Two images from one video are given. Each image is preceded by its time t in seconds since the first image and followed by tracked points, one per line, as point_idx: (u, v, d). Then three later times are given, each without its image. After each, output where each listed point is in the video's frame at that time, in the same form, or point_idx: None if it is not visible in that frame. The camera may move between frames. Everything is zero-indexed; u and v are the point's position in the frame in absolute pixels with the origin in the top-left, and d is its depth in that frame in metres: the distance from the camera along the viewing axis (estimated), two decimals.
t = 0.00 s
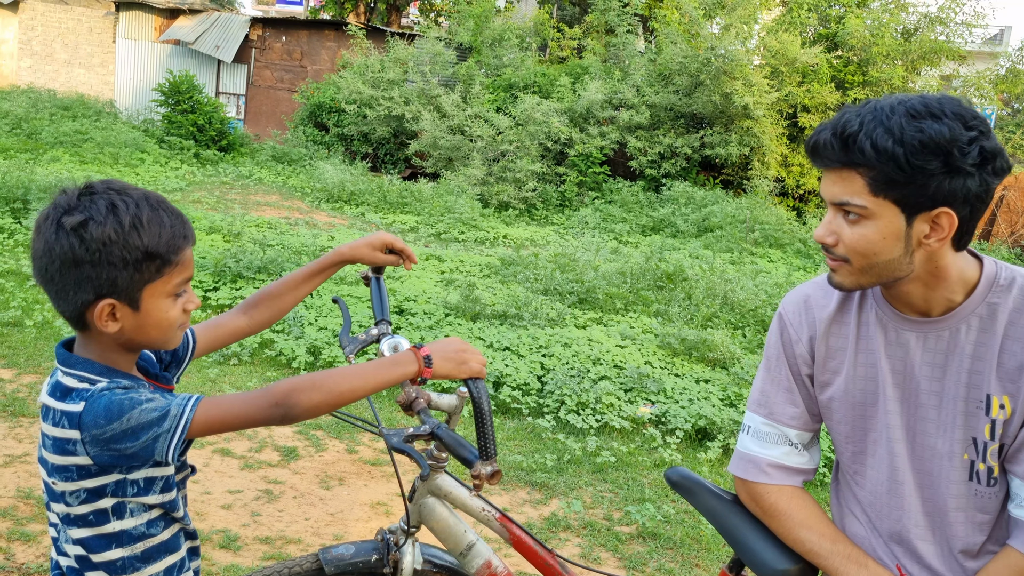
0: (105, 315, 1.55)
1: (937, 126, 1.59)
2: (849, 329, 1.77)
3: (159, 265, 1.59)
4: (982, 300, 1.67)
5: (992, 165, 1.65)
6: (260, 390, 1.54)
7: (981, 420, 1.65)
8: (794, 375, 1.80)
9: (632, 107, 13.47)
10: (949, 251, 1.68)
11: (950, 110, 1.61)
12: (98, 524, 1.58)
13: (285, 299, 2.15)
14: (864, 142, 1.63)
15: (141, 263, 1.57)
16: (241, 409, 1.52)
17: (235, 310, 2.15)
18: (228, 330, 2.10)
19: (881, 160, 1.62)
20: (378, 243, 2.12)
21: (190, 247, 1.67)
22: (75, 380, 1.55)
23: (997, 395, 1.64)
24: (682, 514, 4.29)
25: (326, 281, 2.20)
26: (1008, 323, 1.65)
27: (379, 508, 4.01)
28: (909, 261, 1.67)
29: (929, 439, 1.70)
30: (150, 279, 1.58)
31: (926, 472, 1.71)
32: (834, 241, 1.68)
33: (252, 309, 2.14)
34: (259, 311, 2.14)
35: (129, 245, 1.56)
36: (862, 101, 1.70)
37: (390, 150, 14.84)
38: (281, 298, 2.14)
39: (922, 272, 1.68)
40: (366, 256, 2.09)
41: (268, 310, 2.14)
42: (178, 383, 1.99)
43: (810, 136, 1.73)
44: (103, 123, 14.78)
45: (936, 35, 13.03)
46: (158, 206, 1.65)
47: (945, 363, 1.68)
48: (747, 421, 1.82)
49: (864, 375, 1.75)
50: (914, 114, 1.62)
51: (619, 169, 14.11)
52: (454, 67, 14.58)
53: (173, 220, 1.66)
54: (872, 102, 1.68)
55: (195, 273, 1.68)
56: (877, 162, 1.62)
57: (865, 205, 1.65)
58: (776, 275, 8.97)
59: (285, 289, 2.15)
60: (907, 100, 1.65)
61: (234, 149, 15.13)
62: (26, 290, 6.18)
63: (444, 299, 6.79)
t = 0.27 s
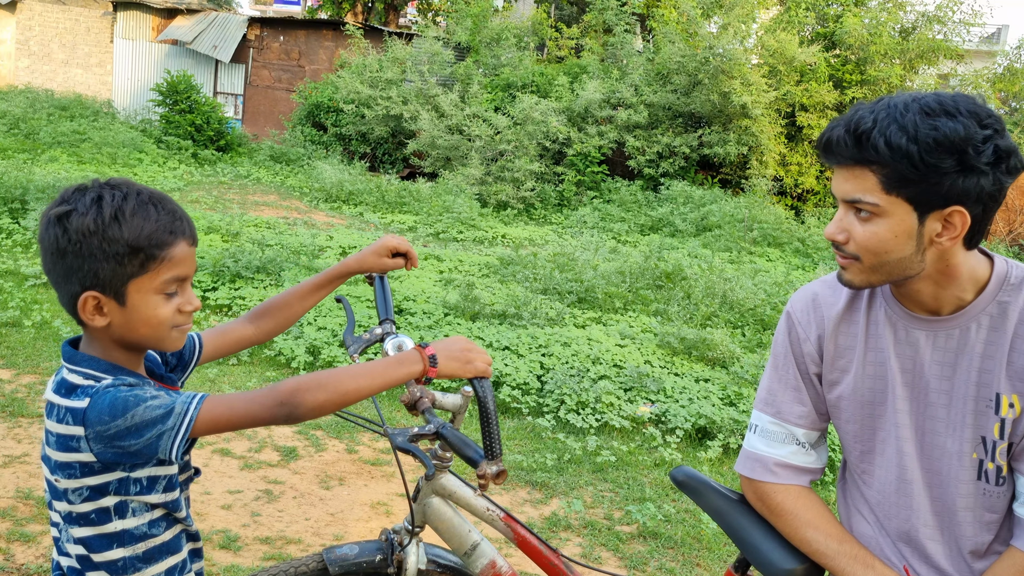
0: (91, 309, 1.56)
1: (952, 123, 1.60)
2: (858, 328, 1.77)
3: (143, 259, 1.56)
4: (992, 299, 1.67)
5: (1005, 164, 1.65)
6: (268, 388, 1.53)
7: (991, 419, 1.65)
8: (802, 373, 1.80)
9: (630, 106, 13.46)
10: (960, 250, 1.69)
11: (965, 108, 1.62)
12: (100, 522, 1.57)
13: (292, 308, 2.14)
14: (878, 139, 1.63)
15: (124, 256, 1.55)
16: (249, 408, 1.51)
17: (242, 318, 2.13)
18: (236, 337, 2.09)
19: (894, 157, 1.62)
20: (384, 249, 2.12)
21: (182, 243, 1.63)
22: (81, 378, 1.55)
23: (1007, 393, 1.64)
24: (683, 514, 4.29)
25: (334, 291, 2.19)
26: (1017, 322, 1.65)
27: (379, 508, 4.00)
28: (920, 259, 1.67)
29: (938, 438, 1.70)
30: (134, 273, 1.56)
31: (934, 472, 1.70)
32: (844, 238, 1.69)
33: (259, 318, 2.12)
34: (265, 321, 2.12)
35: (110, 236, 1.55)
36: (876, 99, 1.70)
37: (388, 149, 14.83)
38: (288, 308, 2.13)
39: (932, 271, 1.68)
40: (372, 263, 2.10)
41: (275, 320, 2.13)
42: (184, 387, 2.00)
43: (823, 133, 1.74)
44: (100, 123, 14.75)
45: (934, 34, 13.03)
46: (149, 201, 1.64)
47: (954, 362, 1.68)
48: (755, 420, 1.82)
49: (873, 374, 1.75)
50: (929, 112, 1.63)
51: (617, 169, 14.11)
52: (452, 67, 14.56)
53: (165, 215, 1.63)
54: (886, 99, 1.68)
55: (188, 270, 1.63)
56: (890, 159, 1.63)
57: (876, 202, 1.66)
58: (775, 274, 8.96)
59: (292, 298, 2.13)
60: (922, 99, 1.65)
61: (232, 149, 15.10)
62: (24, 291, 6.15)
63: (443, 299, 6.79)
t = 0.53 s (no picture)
0: (67, 301, 1.61)
1: (960, 123, 1.60)
2: (861, 327, 1.77)
3: (96, 253, 1.57)
4: (996, 298, 1.67)
5: (1012, 164, 1.65)
6: (271, 389, 1.53)
7: (993, 418, 1.65)
8: (805, 373, 1.80)
9: (627, 106, 13.47)
10: (965, 249, 1.69)
11: (973, 108, 1.62)
12: (95, 519, 1.56)
13: (299, 316, 2.13)
14: (885, 136, 1.63)
15: (83, 251, 1.58)
16: (252, 409, 1.51)
17: (251, 325, 2.13)
18: (246, 344, 2.08)
19: (901, 156, 1.62)
20: (387, 251, 2.12)
21: (147, 245, 1.59)
22: (85, 371, 1.55)
23: (1009, 393, 1.63)
24: (681, 513, 4.29)
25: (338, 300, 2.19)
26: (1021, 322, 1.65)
27: (377, 508, 3.99)
28: (924, 258, 1.67)
29: (940, 438, 1.70)
30: (89, 267, 1.57)
31: (935, 471, 1.70)
32: (849, 236, 1.69)
33: (268, 325, 2.12)
34: (274, 328, 2.12)
35: (74, 229, 1.61)
36: (884, 96, 1.70)
37: (385, 149, 14.81)
38: (296, 315, 2.12)
39: (937, 270, 1.68)
40: (374, 267, 2.10)
41: (283, 327, 2.12)
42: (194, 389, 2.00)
43: (830, 130, 1.74)
44: (96, 123, 14.71)
45: (930, 33, 13.04)
46: (127, 199, 1.66)
47: (956, 361, 1.69)
48: (757, 419, 1.82)
49: (876, 373, 1.75)
50: (937, 110, 1.63)
51: (614, 168, 14.11)
52: (449, 66, 14.53)
53: (137, 215, 1.62)
54: (894, 96, 1.68)
55: (144, 271, 1.57)
56: (897, 158, 1.63)
57: (882, 201, 1.66)
58: (772, 273, 8.97)
59: (300, 305, 2.13)
60: (929, 97, 1.65)
61: (229, 148, 15.07)
62: (20, 291, 6.12)
63: (441, 298, 6.78)
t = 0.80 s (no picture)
0: (67, 300, 1.60)
1: (959, 122, 1.60)
2: (859, 325, 1.77)
3: (97, 251, 1.56)
4: (993, 297, 1.68)
5: (1011, 163, 1.66)
6: (269, 389, 1.52)
7: (992, 417, 1.65)
8: (803, 371, 1.80)
9: (625, 105, 13.47)
10: (964, 248, 1.69)
11: (972, 106, 1.62)
12: (95, 517, 1.55)
13: (299, 317, 2.13)
14: (885, 135, 1.63)
15: (85, 249, 1.57)
16: (252, 407, 1.50)
17: (252, 325, 2.12)
18: (246, 344, 2.07)
19: (901, 154, 1.62)
20: (386, 251, 2.11)
21: (149, 244, 1.59)
22: (86, 370, 1.54)
23: (1008, 391, 1.64)
24: (679, 511, 4.29)
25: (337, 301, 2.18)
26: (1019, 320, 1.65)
27: (375, 507, 3.99)
28: (923, 257, 1.67)
29: (939, 436, 1.70)
30: (90, 266, 1.57)
31: (933, 470, 1.71)
32: (848, 235, 1.69)
33: (268, 326, 2.12)
34: (274, 328, 2.12)
35: (75, 228, 1.60)
36: (883, 95, 1.70)
37: (382, 147, 14.81)
38: (296, 316, 2.12)
39: (936, 268, 1.69)
40: (374, 267, 2.09)
41: (283, 328, 2.12)
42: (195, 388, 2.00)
43: (829, 129, 1.74)
44: (93, 121, 14.68)
45: (927, 32, 13.05)
46: (128, 198, 1.65)
47: (955, 360, 1.69)
48: (756, 418, 1.82)
49: (874, 372, 1.75)
50: (936, 109, 1.63)
51: (612, 167, 14.11)
52: (446, 65, 14.52)
53: (138, 213, 1.61)
54: (893, 95, 1.68)
55: (145, 271, 1.57)
56: (896, 157, 1.63)
57: (881, 200, 1.66)
58: (770, 272, 8.98)
59: (300, 306, 2.13)
60: (929, 95, 1.65)
61: (226, 147, 15.04)
62: (16, 290, 6.11)
63: (439, 297, 6.77)
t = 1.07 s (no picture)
0: (68, 288, 1.58)
1: (951, 124, 1.61)
2: (853, 326, 1.78)
3: (108, 236, 1.57)
4: (986, 297, 1.69)
5: (1003, 163, 1.67)
6: (265, 387, 1.52)
7: (985, 416, 1.66)
8: (797, 372, 1.81)
9: (621, 105, 13.48)
10: (956, 248, 1.70)
11: (963, 108, 1.63)
12: (91, 518, 1.55)
13: (297, 317, 2.13)
14: (877, 138, 1.64)
15: (95, 235, 1.58)
16: (248, 406, 1.50)
17: (249, 326, 2.12)
18: (244, 345, 2.07)
19: (893, 157, 1.63)
20: (383, 250, 2.12)
21: (159, 231, 1.60)
22: (80, 368, 1.55)
23: (1001, 391, 1.65)
24: (674, 512, 4.30)
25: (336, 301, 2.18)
26: (1011, 320, 1.66)
27: (370, 507, 3.99)
28: (917, 257, 1.68)
29: (933, 436, 1.71)
30: (99, 251, 1.57)
31: (928, 469, 1.71)
32: (842, 237, 1.70)
33: (266, 326, 2.11)
34: (273, 329, 2.11)
35: (87, 214, 1.61)
36: (875, 97, 1.71)
37: (379, 148, 14.80)
38: (293, 317, 2.12)
39: (929, 269, 1.69)
40: (371, 267, 2.10)
41: (281, 329, 2.12)
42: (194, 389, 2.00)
43: (821, 132, 1.74)
44: (88, 120, 14.65)
45: (923, 34, 13.07)
46: (140, 190, 1.68)
47: (948, 360, 1.70)
48: (749, 418, 1.83)
49: (868, 372, 1.76)
50: (927, 111, 1.64)
51: (608, 168, 14.12)
52: (443, 65, 14.50)
53: (150, 203, 1.64)
54: (885, 97, 1.69)
55: (155, 257, 1.58)
56: (889, 159, 1.64)
57: (874, 201, 1.67)
58: (765, 273, 9.00)
59: (297, 308, 2.12)
60: (920, 97, 1.66)
61: (222, 146, 15.01)
62: (11, 289, 6.09)
63: (435, 297, 6.77)
